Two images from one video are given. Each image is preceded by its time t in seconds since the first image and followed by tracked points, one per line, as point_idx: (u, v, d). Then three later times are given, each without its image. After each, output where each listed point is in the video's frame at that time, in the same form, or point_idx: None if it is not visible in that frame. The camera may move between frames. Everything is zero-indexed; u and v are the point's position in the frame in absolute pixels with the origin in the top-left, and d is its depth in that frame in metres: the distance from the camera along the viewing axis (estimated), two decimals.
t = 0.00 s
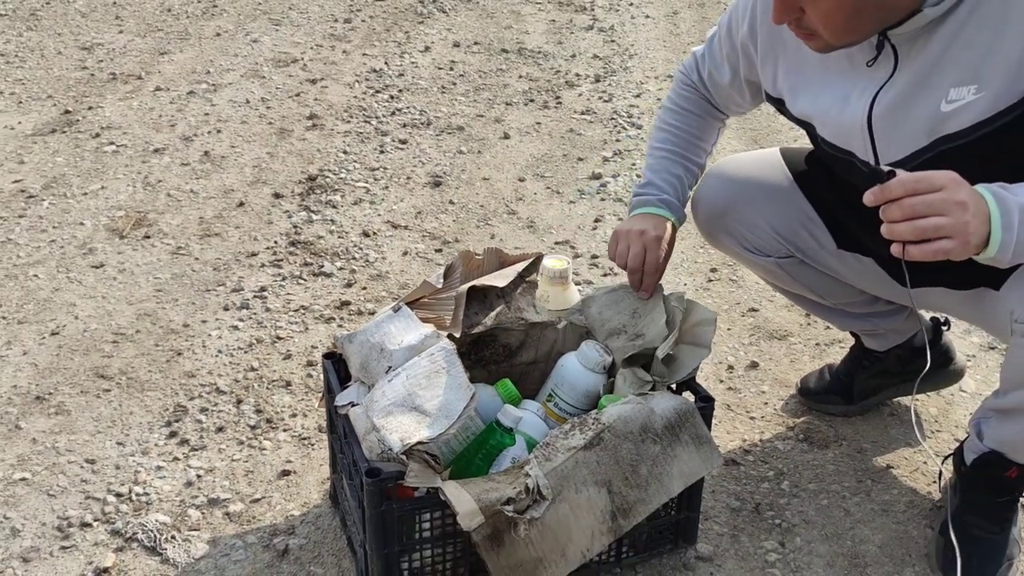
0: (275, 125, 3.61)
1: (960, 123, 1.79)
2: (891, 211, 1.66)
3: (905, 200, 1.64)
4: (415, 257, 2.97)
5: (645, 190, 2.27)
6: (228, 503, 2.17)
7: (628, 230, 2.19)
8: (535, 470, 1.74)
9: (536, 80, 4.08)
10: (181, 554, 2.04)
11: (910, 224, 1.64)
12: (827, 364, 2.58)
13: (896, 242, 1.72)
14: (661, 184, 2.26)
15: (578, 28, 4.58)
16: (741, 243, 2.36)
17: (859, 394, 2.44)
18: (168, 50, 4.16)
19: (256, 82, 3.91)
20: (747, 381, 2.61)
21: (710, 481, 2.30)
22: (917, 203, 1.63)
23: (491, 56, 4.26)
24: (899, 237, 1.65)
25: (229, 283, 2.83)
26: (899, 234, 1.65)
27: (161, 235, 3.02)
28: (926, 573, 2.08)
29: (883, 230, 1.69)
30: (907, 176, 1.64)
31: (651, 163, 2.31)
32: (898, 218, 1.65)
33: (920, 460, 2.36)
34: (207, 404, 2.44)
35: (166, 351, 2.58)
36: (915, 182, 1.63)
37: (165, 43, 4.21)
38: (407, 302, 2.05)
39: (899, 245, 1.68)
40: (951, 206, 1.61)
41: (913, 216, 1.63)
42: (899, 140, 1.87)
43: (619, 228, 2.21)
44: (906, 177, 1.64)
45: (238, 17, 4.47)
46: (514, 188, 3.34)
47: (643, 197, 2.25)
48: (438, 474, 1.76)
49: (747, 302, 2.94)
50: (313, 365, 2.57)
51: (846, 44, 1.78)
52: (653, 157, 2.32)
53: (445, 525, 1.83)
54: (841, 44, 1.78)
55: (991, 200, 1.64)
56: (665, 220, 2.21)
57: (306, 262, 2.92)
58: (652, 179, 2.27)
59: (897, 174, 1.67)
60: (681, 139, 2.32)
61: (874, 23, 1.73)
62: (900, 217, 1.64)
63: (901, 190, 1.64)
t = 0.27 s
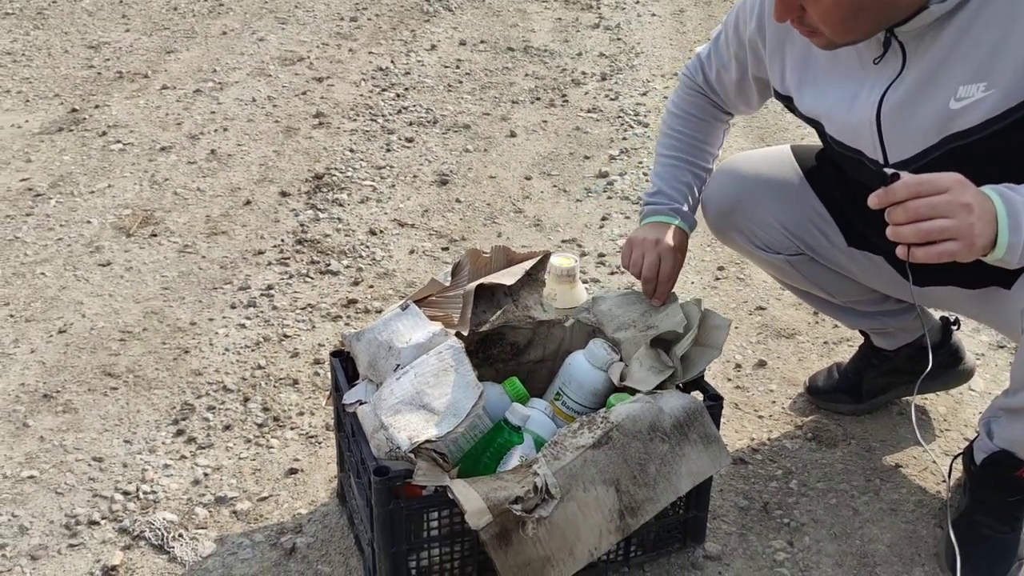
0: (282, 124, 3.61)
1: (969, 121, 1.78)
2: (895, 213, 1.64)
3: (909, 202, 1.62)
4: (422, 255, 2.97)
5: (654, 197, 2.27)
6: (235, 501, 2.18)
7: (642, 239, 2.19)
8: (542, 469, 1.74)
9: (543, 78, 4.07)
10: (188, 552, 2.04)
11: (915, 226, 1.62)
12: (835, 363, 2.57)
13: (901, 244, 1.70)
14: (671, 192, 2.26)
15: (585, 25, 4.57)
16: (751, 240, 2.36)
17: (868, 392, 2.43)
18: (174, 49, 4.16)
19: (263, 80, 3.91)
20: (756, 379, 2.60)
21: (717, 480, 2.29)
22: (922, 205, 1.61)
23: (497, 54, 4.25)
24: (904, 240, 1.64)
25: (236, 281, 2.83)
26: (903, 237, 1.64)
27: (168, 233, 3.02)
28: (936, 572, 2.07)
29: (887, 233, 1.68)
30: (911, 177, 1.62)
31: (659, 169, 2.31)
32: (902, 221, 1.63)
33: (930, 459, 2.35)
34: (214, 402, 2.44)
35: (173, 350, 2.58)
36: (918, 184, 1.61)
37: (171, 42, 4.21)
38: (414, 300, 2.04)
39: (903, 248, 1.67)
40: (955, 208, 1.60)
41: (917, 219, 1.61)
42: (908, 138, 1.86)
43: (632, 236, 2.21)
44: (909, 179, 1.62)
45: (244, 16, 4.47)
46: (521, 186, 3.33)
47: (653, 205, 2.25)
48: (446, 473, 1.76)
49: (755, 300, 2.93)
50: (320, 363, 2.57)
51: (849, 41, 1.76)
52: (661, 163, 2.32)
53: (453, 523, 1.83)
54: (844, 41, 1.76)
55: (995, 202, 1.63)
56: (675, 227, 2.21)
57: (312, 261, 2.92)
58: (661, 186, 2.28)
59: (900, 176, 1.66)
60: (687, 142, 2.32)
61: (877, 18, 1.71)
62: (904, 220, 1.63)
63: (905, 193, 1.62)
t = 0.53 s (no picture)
0: (287, 121, 3.61)
1: (976, 118, 1.78)
2: (902, 209, 1.64)
3: (918, 197, 1.62)
4: (427, 252, 2.97)
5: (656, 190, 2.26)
6: (240, 498, 2.18)
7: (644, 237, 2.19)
8: (547, 465, 1.74)
9: (547, 76, 4.07)
10: (193, 548, 2.05)
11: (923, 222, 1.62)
12: (838, 360, 2.57)
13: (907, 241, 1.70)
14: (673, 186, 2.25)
15: (590, 23, 4.57)
16: (756, 237, 2.36)
17: (871, 389, 2.43)
18: (179, 46, 4.16)
19: (268, 78, 3.91)
20: (759, 376, 2.60)
21: (721, 477, 2.29)
22: (930, 201, 1.61)
23: (502, 51, 4.25)
24: (912, 235, 1.64)
25: (241, 279, 2.84)
26: (911, 233, 1.63)
27: (173, 230, 3.03)
28: (940, 570, 2.07)
29: (894, 229, 1.68)
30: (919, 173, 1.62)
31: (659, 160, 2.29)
32: (910, 216, 1.63)
33: (933, 457, 2.35)
34: (219, 399, 2.44)
35: (179, 346, 2.59)
36: (927, 180, 1.61)
37: (176, 40, 4.22)
38: (420, 298, 2.05)
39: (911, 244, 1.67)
40: (964, 204, 1.60)
41: (925, 214, 1.61)
42: (914, 135, 1.86)
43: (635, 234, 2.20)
44: (917, 175, 1.62)
45: (249, 14, 4.47)
46: (525, 184, 3.33)
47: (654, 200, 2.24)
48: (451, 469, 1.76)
49: (759, 297, 2.93)
50: (325, 361, 2.57)
51: (861, 39, 1.76)
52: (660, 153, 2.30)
53: (457, 520, 1.83)
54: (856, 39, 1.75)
55: (1003, 198, 1.63)
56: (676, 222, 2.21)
57: (317, 258, 2.93)
58: (662, 178, 2.26)
59: (908, 172, 1.65)
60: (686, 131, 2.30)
61: (891, 18, 1.71)
62: (912, 216, 1.63)
63: (914, 188, 1.62)
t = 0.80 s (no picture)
0: (290, 116, 3.62)
1: (983, 113, 1.77)
2: (909, 197, 1.64)
3: (926, 185, 1.61)
4: (430, 248, 2.98)
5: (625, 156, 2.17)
6: (243, 493, 2.18)
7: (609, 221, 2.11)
8: (549, 461, 1.73)
9: (551, 72, 4.07)
10: (196, 543, 2.05)
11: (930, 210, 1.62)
12: (841, 356, 2.57)
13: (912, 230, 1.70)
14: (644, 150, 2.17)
15: (593, 18, 4.57)
16: (759, 231, 2.36)
17: (875, 385, 2.43)
18: (182, 42, 4.16)
19: (271, 73, 3.91)
20: (762, 372, 2.60)
21: (724, 473, 2.29)
22: (937, 189, 1.61)
23: (505, 47, 4.25)
24: (918, 224, 1.63)
25: (244, 274, 2.84)
26: (917, 222, 1.63)
27: (176, 226, 3.03)
28: (942, 566, 2.07)
29: (900, 218, 1.67)
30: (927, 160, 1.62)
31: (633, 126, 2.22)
32: (916, 205, 1.63)
33: (936, 453, 2.35)
34: (222, 394, 2.44)
35: (182, 342, 2.59)
36: (934, 169, 1.61)
37: (180, 35, 4.22)
38: (423, 294, 2.05)
39: (916, 233, 1.66)
40: (971, 193, 1.60)
41: (932, 202, 1.61)
42: (921, 131, 1.86)
43: (597, 211, 2.13)
44: (925, 164, 1.62)
45: (253, 9, 4.47)
46: (528, 180, 3.33)
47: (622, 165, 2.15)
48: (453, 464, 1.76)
49: (763, 294, 2.93)
50: (328, 356, 2.58)
51: (876, 43, 1.74)
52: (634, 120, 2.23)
53: (460, 515, 1.83)
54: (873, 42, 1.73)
55: (1010, 188, 1.63)
56: (647, 196, 2.13)
57: (321, 254, 2.93)
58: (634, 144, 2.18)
59: (915, 161, 1.65)
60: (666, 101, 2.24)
61: (908, 21, 1.68)
62: (919, 204, 1.62)
63: (921, 176, 1.61)
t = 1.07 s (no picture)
0: (292, 110, 3.61)
1: (996, 106, 1.74)
2: (917, 184, 1.63)
3: (933, 172, 1.61)
4: (432, 242, 2.97)
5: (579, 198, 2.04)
6: (245, 488, 2.18)
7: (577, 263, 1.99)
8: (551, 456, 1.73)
9: (553, 65, 4.05)
10: (199, 537, 2.05)
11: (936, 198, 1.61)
12: (844, 351, 2.56)
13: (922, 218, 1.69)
14: (604, 192, 2.05)
15: (596, 12, 4.55)
16: (767, 221, 2.35)
17: (879, 380, 2.42)
18: (184, 35, 4.16)
19: (273, 67, 3.90)
20: (766, 366, 2.60)
21: (727, 468, 2.28)
22: (945, 177, 1.60)
23: (507, 40, 4.24)
24: (925, 212, 1.63)
25: (246, 268, 2.83)
26: (924, 210, 1.63)
27: (178, 220, 3.03)
28: (947, 561, 2.06)
29: (909, 205, 1.67)
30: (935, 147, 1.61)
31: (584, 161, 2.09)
32: (924, 193, 1.62)
33: (940, 447, 2.35)
34: (224, 388, 2.44)
35: (184, 336, 2.59)
36: (943, 157, 1.60)
37: (181, 28, 4.21)
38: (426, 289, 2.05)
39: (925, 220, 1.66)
40: (979, 181, 1.59)
41: (938, 190, 1.60)
42: (935, 126, 1.83)
43: (563, 259, 2.00)
44: (934, 151, 1.61)
45: (254, 2, 4.46)
46: (531, 173, 3.32)
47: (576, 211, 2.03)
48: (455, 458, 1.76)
49: (766, 288, 2.92)
50: (330, 350, 2.57)
51: (893, 39, 1.73)
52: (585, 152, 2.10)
53: (462, 510, 1.82)
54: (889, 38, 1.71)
55: (1021, 178, 1.61)
56: (608, 238, 2.01)
57: (323, 248, 2.92)
58: (594, 182, 2.05)
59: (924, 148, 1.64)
60: (623, 127, 2.09)
61: (923, 16, 1.67)
62: (926, 192, 1.62)
63: (928, 163, 1.61)
